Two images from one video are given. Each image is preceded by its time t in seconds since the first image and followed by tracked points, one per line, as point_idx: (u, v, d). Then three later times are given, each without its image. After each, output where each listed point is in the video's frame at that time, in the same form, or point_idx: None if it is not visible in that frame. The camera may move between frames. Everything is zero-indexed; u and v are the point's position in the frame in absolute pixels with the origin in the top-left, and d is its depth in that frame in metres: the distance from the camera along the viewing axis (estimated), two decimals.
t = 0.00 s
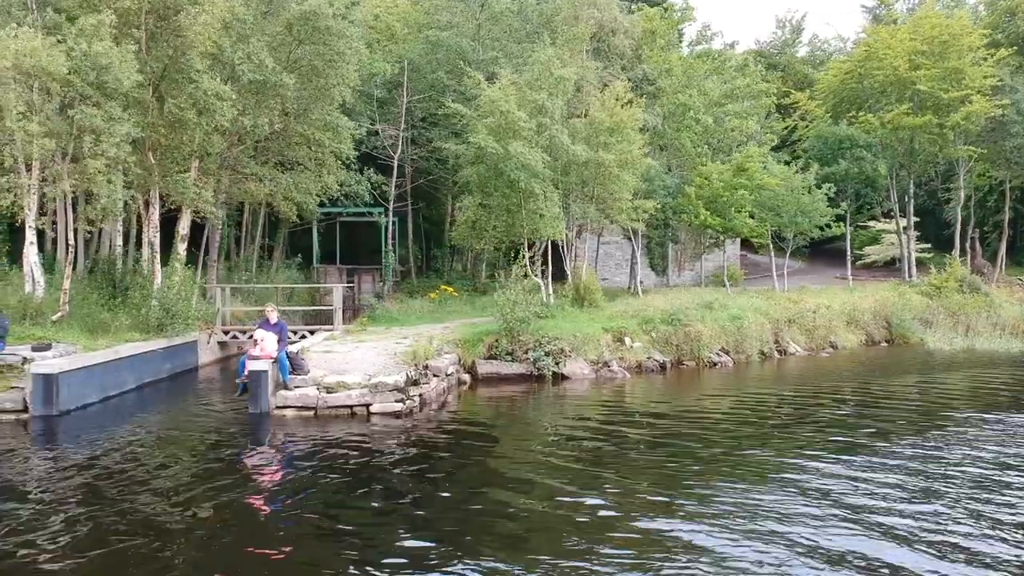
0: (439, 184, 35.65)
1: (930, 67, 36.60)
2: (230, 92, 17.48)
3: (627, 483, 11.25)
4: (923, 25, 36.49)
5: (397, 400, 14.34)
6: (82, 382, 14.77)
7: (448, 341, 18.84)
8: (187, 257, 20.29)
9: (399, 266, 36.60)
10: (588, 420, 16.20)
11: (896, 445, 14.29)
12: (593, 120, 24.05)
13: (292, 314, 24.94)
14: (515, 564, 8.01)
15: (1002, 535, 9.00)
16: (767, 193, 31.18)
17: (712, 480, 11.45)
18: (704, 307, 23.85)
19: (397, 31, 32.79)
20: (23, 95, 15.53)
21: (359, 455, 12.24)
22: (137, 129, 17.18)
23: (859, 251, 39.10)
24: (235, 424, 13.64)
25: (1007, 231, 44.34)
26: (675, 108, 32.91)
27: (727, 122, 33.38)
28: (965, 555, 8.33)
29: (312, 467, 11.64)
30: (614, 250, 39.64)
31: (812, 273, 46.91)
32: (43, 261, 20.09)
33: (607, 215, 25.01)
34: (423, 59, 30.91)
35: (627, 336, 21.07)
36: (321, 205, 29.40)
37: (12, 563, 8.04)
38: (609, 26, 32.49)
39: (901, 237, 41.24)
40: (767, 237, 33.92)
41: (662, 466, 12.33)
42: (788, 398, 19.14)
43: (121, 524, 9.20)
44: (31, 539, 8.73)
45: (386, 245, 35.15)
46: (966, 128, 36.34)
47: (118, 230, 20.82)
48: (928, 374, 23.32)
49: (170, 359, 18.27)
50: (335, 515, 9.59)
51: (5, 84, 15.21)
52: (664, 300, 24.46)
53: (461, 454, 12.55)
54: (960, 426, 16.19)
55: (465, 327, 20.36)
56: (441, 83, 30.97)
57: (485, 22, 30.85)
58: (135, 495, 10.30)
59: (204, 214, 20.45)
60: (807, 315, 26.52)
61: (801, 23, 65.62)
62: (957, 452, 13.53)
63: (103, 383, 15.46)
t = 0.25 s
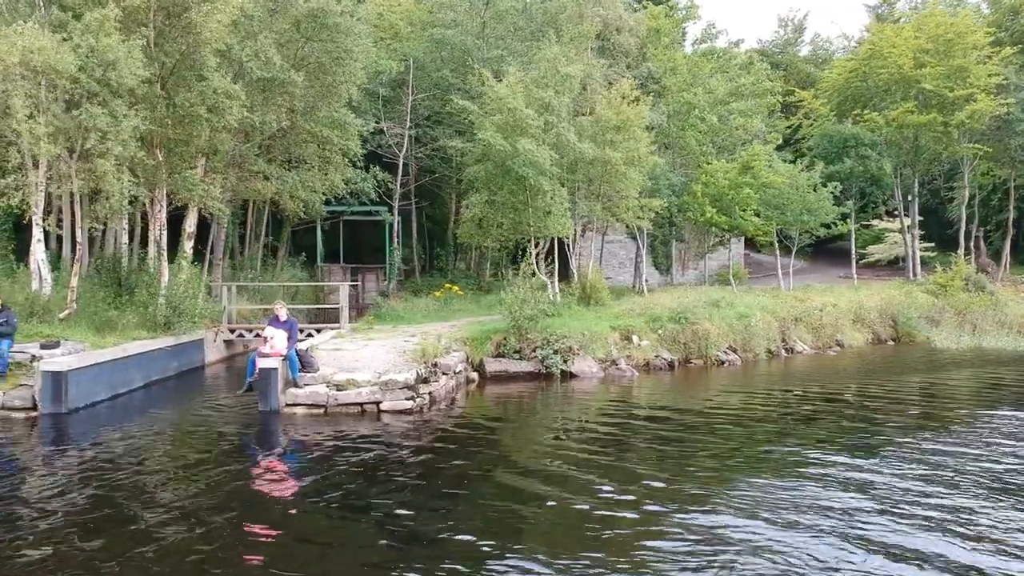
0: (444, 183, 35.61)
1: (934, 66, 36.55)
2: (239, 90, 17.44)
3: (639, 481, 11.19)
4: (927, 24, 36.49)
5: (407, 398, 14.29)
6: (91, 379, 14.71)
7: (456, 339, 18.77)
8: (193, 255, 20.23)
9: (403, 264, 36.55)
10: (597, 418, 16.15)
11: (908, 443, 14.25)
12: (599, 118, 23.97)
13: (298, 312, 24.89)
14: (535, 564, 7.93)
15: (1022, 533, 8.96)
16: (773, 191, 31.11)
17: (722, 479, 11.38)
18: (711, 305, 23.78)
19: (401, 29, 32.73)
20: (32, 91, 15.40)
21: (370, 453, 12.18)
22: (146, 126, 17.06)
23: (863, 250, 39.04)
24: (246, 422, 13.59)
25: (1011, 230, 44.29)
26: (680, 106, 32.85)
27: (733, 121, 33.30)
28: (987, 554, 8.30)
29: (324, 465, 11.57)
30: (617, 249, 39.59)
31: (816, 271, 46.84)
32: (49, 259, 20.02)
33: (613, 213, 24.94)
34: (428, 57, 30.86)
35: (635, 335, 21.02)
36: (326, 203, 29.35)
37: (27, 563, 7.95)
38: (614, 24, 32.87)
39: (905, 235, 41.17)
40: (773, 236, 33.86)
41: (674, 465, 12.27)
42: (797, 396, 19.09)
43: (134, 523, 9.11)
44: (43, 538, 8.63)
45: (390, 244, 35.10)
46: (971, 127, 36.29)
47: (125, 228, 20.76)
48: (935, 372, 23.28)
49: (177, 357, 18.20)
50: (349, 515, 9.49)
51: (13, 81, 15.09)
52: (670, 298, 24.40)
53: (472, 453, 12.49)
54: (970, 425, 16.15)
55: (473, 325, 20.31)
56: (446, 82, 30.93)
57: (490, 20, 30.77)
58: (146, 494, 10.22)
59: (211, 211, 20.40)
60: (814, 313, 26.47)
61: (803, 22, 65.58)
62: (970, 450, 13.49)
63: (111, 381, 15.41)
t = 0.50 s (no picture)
0: (447, 181, 35.56)
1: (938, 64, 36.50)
2: (246, 88, 17.42)
3: (647, 478, 11.16)
4: (931, 22, 36.51)
5: (415, 395, 14.24)
6: (97, 377, 14.66)
7: (461, 337, 18.74)
8: (198, 253, 20.19)
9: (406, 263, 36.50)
10: (603, 416, 16.12)
11: (917, 441, 14.21)
12: (604, 116, 23.92)
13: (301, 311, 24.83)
14: (546, 560, 7.88)
15: None
16: (777, 189, 31.05)
17: (731, 476, 11.35)
18: (716, 303, 23.72)
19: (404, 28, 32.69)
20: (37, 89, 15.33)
21: (378, 451, 12.15)
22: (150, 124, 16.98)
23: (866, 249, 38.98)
24: (253, 419, 13.54)
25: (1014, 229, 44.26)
26: (683, 105, 32.79)
27: (736, 119, 33.24)
28: (1003, 550, 8.26)
29: (332, 462, 11.54)
30: (620, 248, 39.54)
31: (819, 271, 46.78)
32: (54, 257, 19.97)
33: (618, 211, 24.89)
34: (431, 56, 30.83)
35: (640, 333, 20.96)
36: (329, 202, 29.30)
37: (36, 560, 7.90)
38: (617, 23, 32.77)
39: (908, 234, 41.11)
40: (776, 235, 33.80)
41: (682, 463, 12.24)
42: (804, 394, 19.04)
43: (142, 520, 9.07)
44: (51, 535, 8.58)
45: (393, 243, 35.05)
46: (975, 126, 36.24)
47: (129, 226, 20.70)
48: (940, 370, 23.25)
49: (182, 355, 18.16)
50: (358, 512, 9.46)
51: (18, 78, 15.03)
52: (675, 297, 24.34)
53: (480, 450, 12.46)
54: (978, 423, 16.12)
55: (478, 324, 20.25)
56: (450, 80, 30.91)
57: (493, 19, 30.73)
58: (153, 491, 10.18)
59: (215, 210, 20.36)
60: (819, 311, 26.43)
61: (805, 21, 65.54)
62: (979, 448, 13.45)
63: (117, 378, 15.37)
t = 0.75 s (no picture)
0: (450, 180, 35.51)
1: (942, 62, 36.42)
2: (252, 84, 17.39)
3: (655, 477, 11.10)
4: (935, 20, 36.52)
5: (422, 392, 14.18)
6: (104, 374, 14.62)
7: (467, 335, 18.68)
8: (203, 250, 20.14)
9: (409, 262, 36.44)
10: (609, 414, 16.06)
11: (926, 440, 14.14)
12: (609, 114, 23.87)
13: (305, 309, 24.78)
14: (557, 560, 7.81)
15: None
16: (782, 188, 30.99)
17: (739, 475, 11.29)
18: (722, 301, 23.65)
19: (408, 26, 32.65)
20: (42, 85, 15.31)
21: (385, 448, 12.09)
22: (155, 121, 16.94)
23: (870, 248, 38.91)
24: (259, 417, 13.49)
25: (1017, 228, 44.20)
26: (688, 103, 32.75)
27: (741, 117, 33.18)
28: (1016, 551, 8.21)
29: (339, 460, 11.48)
30: (623, 247, 39.48)
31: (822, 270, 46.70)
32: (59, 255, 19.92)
33: (623, 208, 24.83)
34: (435, 54, 30.81)
35: (646, 331, 20.91)
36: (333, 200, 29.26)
37: (43, 556, 7.84)
38: (621, 21, 32.72)
39: (912, 233, 41.03)
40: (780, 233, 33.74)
41: (690, 461, 12.18)
42: (811, 393, 18.97)
43: (149, 517, 9.01)
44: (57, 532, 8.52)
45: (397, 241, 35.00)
46: (979, 124, 36.17)
47: (134, 223, 20.66)
48: (946, 369, 23.18)
49: (188, 353, 18.11)
50: (366, 510, 9.39)
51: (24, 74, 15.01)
52: (680, 295, 24.28)
53: (487, 448, 12.40)
54: (987, 422, 16.05)
55: (483, 321, 20.20)
56: (454, 78, 30.89)
57: (497, 17, 30.63)
58: (159, 488, 10.12)
59: (220, 207, 20.32)
60: (824, 309, 26.37)
61: (808, 20, 65.52)
62: (988, 448, 13.38)
63: (123, 376, 15.32)
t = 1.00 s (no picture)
0: (453, 179, 35.47)
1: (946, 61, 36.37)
2: (257, 82, 17.37)
3: (663, 474, 11.05)
4: (938, 18, 36.49)
5: (429, 390, 14.14)
6: (109, 372, 14.58)
7: (472, 333, 18.63)
8: (207, 249, 20.09)
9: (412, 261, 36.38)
10: (615, 412, 16.02)
11: (934, 438, 14.10)
12: (613, 112, 23.83)
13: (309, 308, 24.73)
14: (568, 557, 7.76)
15: None
16: (785, 186, 30.94)
17: (747, 472, 11.24)
18: (727, 300, 23.61)
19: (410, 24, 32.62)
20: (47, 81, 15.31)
21: (391, 446, 12.05)
22: (161, 118, 16.94)
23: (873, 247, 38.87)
24: (265, 415, 13.44)
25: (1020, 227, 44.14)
26: (691, 102, 32.69)
27: (744, 116, 33.12)
28: None
29: (346, 458, 11.43)
30: (626, 246, 39.43)
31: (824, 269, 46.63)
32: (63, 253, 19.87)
33: (627, 207, 24.77)
34: (438, 52, 30.78)
35: (651, 329, 20.86)
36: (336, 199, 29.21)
37: (50, 554, 7.79)
38: (624, 19, 32.66)
39: (915, 232, 40.97)
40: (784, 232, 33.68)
41: (698, 458, 12.13)
42: (817, 391, 18.92)
43: (156, 515, 8.96)
44: (64, 530, 8.47)
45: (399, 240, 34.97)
46: (982, 122, 36.13)
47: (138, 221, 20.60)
48: (952, 367, 23.13)
49: (192, 351, 18.06)
50: (375, 507, 9.34)
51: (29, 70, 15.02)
52: (685, 294, 24.23)
53: (494, 446, 12.35)
54: (994, 420, 16.00)
55: (488, 320, 20.16)
56: (457, 76, 30.86)
57: (500, 15, 30.58)
58: (166, 486, 10.07)
59: (224, 205, 20.26)
60: (828, 308, 26.32)
61: (809, 19, 65.46)
62: (996, 446, 13.34)
63: (128, 373, 15.27)
